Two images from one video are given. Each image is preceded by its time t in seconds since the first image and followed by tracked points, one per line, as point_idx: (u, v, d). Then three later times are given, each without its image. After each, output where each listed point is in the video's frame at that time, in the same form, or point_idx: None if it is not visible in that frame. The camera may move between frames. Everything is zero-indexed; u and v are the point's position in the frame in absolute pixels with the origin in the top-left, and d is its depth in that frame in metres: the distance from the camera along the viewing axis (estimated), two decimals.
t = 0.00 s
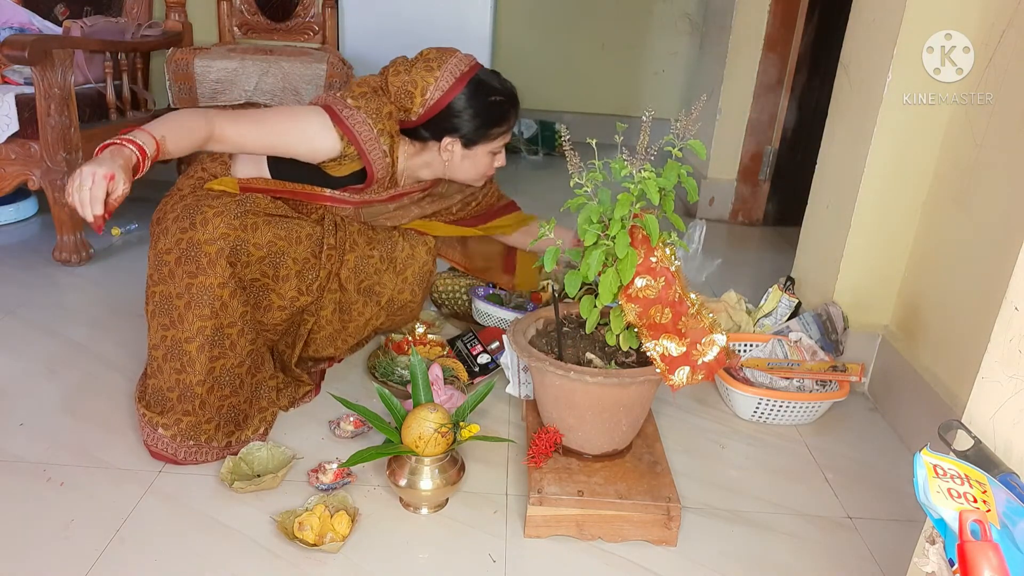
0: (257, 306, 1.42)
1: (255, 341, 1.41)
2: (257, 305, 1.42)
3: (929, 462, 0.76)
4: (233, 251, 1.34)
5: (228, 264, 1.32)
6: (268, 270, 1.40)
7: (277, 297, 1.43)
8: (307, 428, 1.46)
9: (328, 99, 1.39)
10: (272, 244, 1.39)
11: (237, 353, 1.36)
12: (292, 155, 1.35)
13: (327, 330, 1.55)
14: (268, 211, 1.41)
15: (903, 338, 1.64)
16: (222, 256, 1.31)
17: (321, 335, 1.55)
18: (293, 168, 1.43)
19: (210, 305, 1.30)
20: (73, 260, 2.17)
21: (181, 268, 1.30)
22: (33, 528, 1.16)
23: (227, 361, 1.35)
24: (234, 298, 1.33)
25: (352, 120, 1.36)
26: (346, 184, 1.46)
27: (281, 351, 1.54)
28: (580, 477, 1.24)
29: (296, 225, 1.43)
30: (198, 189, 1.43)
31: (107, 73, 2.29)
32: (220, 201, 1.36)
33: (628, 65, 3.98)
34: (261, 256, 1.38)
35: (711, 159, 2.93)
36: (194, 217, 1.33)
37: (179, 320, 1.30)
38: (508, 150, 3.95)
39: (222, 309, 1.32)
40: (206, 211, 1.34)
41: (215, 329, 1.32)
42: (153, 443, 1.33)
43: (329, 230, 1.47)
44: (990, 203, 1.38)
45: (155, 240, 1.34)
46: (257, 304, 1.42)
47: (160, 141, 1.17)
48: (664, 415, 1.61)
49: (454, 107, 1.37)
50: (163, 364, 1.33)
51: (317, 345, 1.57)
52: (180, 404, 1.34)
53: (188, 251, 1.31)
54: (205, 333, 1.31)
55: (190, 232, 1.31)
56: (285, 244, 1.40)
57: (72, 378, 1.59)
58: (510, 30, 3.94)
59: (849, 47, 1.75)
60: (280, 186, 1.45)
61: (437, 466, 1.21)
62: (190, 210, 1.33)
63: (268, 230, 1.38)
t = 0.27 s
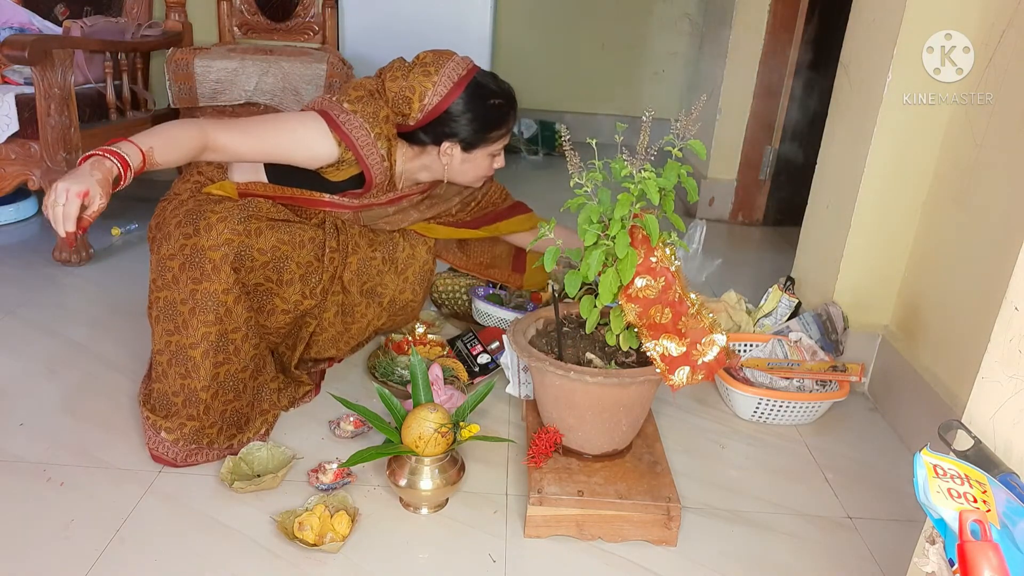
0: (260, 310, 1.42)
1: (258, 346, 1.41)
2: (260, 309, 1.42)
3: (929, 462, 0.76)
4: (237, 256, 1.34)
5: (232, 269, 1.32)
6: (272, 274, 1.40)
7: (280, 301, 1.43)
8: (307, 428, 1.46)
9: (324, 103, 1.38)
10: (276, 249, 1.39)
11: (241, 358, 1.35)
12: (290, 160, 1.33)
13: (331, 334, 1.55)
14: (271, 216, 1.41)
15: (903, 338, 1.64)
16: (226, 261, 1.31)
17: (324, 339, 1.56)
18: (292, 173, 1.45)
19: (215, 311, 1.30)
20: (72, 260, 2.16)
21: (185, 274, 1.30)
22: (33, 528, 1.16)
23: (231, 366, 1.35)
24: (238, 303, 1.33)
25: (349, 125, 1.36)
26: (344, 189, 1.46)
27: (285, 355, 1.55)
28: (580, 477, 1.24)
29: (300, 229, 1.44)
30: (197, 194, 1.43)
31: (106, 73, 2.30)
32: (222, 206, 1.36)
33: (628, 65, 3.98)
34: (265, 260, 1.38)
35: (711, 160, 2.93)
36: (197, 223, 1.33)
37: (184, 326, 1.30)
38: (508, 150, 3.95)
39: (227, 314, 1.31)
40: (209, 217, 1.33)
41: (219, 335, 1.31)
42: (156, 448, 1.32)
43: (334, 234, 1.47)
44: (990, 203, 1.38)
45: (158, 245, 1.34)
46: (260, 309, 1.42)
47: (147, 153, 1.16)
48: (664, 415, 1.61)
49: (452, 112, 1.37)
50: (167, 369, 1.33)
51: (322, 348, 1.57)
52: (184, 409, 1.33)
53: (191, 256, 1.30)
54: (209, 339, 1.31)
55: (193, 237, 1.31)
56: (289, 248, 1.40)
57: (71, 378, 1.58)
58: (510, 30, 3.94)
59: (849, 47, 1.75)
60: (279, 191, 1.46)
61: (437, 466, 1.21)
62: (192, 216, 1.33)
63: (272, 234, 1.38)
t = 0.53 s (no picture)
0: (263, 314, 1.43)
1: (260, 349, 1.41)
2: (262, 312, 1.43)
3: (929, 462, 0.76)
4: (240, 261, 1.34)
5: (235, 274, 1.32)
6: (276, 277, 1.40)
7: (282, 304, 1.43)
8: (307, 428, 1.46)
9: (324, 106, 1.37)
10: (279, 252, 1.39)
11: (243, 361, 1.36)
12: (292, 164, 1.33)
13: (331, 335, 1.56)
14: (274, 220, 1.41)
15: (903, 338, 1.64)
16: (229, 267, 1.31)
17: (326, 340, 1.57)
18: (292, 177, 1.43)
19: (218, 316, 1.30)
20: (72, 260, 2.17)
21: (188, 278, 1.30)
22: (33, 528, 1.16)
23: (233, 370, 1.35)
24: (241, 308, 1.33)
25: (350, 128, 1.35)
26: (345, 193, 1.45)
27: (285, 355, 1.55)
28: (580, 477, 1.24)
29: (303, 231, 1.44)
30: (199, 197, 1.43)
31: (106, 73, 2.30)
32: (224, 210, 1.36)
33: (628, 64, 3.98)
34: (267, 265, 1.38)
35: (711, 160, 2.93)
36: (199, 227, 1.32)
37: (186, 331, 1.30)
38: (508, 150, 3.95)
39: (230, 319, 1.32)
40: (212, 221, 1.33)
41: (222, 340, 1.32)
42: (157, 451, 1.32)
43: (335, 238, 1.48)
44: (991, 204, 1.38)
45: (160, 249, 1.33)
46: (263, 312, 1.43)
47: (146, 163, 1.15)
48: (664, 415, 1.61)
49: (453, 117, 1.37)
50: (170, 373, 1.33)
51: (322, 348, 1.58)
52: (187, 412, 1.34)
53: (194, 261, 1.30)
54: (212, 344, 1.31)
55: (196, 242, 1.31)
56: (292, 252, 1.40)
57: (71, 378, 1.58)
58: (510, 30, 3.94)
59: (849, 47, 1.75)
60: (281, 194, 1.45)
61: (437, 466, 1.21)
62: (194, 220, 1.33)
63: (274, 238, 1.38)
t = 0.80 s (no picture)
0: (265, 315, 1.42)
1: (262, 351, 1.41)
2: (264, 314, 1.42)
3: (929, 462, 0.76)
4: (241, 262, 1.33)
5: (237, 275, 1.32)
6: (277, 279, 1.40)
7: (283, 306, 1.43)
8: (307, 428, 1.46)
9: (325, 107, 1.37)
10: (280, 254, 1.38)
11: (244, 363, 1.36)
12: (292, 168, 1.33)
13: (332, 336, 1.56)
14: (274, 221, 1.41)
15: (903, 338, 1.64)
16: (231, 269, 1.31)
17: (326, 340, 1.57)
18: (293, 178, 1.44)
19: (219, 317, 1.30)
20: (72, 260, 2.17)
21: (189, 280, 1.29)
22: (34, 528, 1.16)
23: (234, 371, 1.35)
24: (243, 310, 1.33)
25: (351, 130, 1.35)
26: (346, 195, 1.46)
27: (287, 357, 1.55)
28: (579, 477, 1.24)
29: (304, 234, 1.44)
30: (198, 199, 1.42)
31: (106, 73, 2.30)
32: (225, 211, 1.36)
33: (628, 65, 3.97)
34: (269, 266, 1.37)
35: (711, 160, 2.93)
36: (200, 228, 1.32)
37: (188, 332, 1.30)
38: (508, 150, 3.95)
39: (231, 321, 1.31)
40: (213, 222, 1.33)
41: (223, 342, 1.32)
42: (158, 452, 1.32)
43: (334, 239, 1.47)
44: (991, 204, 1.38)
45: (161, 251, 1.33)
46: (265, 314, 1.42)
47: (145, 169, 1.15)
48: (664, 415, 1.61)
49: (454, 119, 1.38)
50: (171, 374, 1.33)
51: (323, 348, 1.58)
52: (187, 413, 1.34)
53: (195, 263, 1.30)
54: (213, 345, 1.31)
55: (197, 243, 1.30)
56: (292, 253, 1.40)
57: (71, 378, 1.58)
58: (510, 30, 3.94)
59: (849, 47, 1.75)
60: (283, 195, 1.46)
61: (437, 466, 1.21)
62: (196, 222, 1.33)
63: (275, 239, 1.38)
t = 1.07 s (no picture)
0: (265, 314, 1.42)
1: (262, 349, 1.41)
2: (264, 312, 1.42)
3: (929, 462, 0.76)
4: (241, 260, 1.33)
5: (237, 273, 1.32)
6: (277, 277, 1.40)
7: (283, 304, 1.43)
8: (307, 428, 1.46)
9: (323, 107, 1.37)
10: (279, 252, 1.38)
11: (244, 362, 1.36)
12: (292, 168, 1.33)
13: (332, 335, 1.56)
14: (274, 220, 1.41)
15: (903, 338, 1.64)
16: (231, 267, 1.31)
17: (326, 339, 1.57)
18: (292, 179, 1.44)
19: (219, 316, 1.30)
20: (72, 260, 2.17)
21: (189, 278, 1.29)
22: (34, 527, 1.16)
23: (234, 370, 1.35)
24: (243, 308, 1.33)
25: (349, 130, 1.35)
26: (345, 194, 1.46)
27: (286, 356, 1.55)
28: (579, 476, 1.24)
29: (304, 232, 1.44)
30: (198, 198, 1.42)
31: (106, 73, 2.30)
32: (224, 209, 1.36)
33: (628, 64, 3.97)
34: (269, 265, 1.37)
35: (711, 160, 2.93)
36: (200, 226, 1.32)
37: (188, 330, 1.30)
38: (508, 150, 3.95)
39: (231, 319, 1.31)
40: (213, 220, 1.33)
41: (223, 340, 1.32)
42: (158, 451, 1.32)
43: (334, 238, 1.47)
44: (991, 204, 1.38)
45: (161, 249, 1.33)
46: (265, 312, 1.42)
47: (144, 170, 1.15)
48: (664, 415, 1.61)
49: (452, 118, 1.37)
50: (171, 372, 1.33)
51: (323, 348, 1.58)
52: (189, 413, 1.33)
53: (195, 261, 1.30)
54: (213, 344, 1.31)
55: (197, 241, 1.30)
56: (292, 252, 1.40)
57: (71, 378, 1.58)
58: (510, 30, 3.94)
59: (849, 47, 1.75)
60: (282, 195, 1.46)
61: (437, 466, 1.21)
62: (195, 221, 1.33)
63: (275, 237, 1.38)
